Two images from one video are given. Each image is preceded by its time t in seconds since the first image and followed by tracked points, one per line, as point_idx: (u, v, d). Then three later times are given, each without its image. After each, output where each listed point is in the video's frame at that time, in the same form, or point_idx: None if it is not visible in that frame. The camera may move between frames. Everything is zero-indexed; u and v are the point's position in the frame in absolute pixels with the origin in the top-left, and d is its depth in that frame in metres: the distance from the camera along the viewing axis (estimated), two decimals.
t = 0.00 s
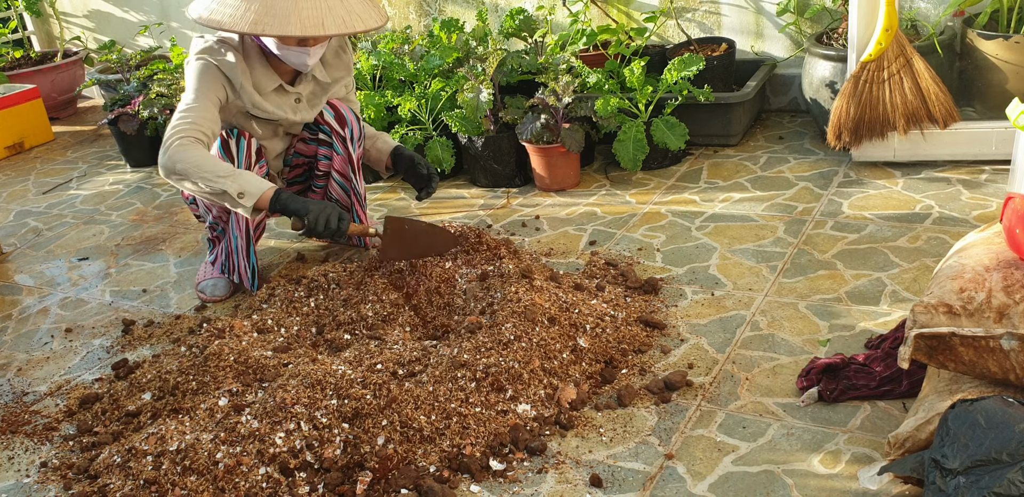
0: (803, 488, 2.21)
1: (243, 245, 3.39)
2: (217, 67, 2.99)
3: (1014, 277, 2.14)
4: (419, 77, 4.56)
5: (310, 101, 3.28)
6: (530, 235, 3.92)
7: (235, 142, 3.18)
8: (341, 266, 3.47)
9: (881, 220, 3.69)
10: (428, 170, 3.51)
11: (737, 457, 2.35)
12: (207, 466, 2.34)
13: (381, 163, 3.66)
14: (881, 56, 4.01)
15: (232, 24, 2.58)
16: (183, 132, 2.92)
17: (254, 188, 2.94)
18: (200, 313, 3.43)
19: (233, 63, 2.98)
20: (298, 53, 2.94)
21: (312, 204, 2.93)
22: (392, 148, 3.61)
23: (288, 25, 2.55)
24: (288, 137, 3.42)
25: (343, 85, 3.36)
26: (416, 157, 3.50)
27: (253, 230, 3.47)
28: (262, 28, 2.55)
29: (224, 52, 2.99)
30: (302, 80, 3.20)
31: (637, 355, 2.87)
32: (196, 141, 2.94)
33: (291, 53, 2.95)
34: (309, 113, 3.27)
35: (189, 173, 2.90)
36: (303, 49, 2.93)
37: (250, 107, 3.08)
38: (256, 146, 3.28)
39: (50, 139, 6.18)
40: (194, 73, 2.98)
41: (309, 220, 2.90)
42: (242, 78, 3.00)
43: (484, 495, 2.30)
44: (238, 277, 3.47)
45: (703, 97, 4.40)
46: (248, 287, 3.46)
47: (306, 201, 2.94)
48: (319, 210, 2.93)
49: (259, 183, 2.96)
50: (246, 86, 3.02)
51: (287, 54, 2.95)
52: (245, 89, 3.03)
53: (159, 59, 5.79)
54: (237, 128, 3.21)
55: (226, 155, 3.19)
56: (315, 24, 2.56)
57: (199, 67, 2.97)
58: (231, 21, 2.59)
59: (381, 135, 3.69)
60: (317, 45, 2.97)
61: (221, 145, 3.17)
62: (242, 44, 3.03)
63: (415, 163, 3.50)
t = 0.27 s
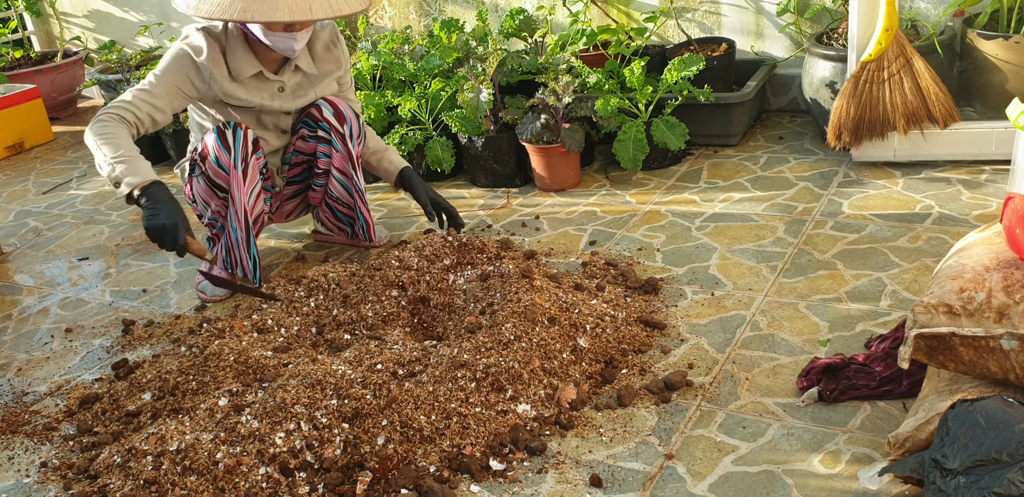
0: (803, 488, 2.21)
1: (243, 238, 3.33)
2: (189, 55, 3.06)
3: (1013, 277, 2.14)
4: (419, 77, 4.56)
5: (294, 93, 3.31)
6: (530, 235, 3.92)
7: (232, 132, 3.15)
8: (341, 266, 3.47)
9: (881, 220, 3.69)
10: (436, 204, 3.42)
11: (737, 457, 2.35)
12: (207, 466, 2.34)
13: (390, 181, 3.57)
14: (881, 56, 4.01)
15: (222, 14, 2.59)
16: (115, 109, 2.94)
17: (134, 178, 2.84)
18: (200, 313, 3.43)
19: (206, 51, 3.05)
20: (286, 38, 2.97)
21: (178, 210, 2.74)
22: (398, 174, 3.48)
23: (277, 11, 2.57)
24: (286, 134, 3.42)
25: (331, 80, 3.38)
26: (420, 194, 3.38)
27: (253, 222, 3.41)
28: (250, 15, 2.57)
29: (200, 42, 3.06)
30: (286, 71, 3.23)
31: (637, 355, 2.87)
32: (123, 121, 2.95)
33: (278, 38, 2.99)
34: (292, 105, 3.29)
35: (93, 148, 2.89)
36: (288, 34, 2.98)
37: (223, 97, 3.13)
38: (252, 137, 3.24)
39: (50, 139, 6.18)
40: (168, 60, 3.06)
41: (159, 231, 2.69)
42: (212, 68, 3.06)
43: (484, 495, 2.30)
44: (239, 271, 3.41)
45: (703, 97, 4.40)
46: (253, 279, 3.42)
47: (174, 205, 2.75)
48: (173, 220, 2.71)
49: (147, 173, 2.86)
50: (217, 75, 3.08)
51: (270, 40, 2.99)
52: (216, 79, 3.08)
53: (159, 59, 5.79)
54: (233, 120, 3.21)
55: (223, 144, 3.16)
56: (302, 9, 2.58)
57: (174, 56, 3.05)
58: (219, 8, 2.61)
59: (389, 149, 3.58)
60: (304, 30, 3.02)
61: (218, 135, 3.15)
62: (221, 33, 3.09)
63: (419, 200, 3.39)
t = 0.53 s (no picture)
0: (803, 488, 2.21)
1: (247, 238, 3.35)
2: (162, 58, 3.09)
3: (1013, 277, 2.14)
4: (419, 77, 4.56)
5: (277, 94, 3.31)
6: (530, 235, 3.92)
7: (242, 134, 3.19)
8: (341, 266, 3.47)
9: (881, 220, 3.69)
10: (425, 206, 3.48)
11: (738, 457, 2.35)
12: (207, 466, 2.34)
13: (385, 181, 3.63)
14: (881, 56, 4.01)
15: (206, 9, 2.58)
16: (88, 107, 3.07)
17: (77, 186, 3.00)
18: (200, 313, 3.43)
19: (179, 55, 3.07)
20: (268, 36, 2.98)
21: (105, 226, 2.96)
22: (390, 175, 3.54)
23: (259, 7, 2.57)
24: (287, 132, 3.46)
25: (317, 81, 3.36)
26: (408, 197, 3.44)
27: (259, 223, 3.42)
28: (233, 10, 2.56)
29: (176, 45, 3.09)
30: (266, 72, 3.23)
31: (637, 355, 2.87)
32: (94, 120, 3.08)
33: (263, 36, 2.99)
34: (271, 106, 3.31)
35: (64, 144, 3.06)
36: (272, 32, 2.98)
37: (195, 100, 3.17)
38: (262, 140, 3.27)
39: (50, 139, 6.18)
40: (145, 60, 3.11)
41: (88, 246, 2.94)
42: (184, 73, 3.09)
43: (484, 495, 2.30)
44: (243, 271, 3.43)
45: (703, 97, 4.40)
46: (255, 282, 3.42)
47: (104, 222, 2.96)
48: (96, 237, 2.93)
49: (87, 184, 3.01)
50: (188, 79, 3.11)
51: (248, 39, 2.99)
52: (187, 83, 3.11)
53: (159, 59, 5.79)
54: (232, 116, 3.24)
55: (231, 145, 3.19)
56: (285, 6, 2.58)
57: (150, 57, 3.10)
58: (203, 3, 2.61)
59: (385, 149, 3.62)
60: (287, 27, 3.02)
61: (227, 135, 3.18)
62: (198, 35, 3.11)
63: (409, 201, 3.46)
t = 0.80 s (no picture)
0: (803, 488, 2.21)
1: (250, 240, 3.35)
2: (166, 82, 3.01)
3: (1014, 277, 2.13)
4: (419, 77, 4.56)
5: (274, 95, 3.29)
6: (530, 235, 3.92)
7: (242, 137, 3.19)
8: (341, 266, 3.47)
9: (881, 220, 3.69)
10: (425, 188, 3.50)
11: (737, 457, 2.35)
12: (207, 466, 2.34)
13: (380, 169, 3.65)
14: (881, 56, 4.01)
15: (189, 10, 2.54)
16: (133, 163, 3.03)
17: (184, 240, 3.03)
18: (200, 313, 3.43)
19: (181, 75, 3.00)
20: (257, 35, 2.92)
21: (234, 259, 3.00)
22: (387, 161, 3.56)
23: (243, 7, 2.54)
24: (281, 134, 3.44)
25: (312, 77, 3.35)
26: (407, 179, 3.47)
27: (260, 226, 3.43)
28: (217, 10, 2.54)
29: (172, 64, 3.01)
30: (263, 74, 3.19)
31: (637, 355, 2.87)
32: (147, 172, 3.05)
33: (251, 37, 2.94)
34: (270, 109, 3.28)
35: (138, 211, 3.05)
36: (260, 31, 2.92)
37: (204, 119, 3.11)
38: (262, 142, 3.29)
39: (50, 139, 6.18)
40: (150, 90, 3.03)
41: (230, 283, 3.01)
42: (191, 92, 3.03)
43: (484, 495, 2.30)
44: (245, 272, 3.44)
45: (703, 97, 4.40)
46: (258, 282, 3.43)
47: (227, 257, 3.00)
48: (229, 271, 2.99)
49: (192, 232, 3.03)
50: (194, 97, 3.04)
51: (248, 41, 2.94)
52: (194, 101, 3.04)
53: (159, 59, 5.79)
54: (238, 123, 3.23)
55: (231, 148, 3.20)
56: (270, 5, 2.56)
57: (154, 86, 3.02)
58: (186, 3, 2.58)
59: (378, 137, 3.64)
60: (277, 26, 2.97)
61: (227, 139, 3.19)
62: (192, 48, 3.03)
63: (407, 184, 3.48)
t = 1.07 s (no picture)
0: (803, 488, 2.21)
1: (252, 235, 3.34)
2: (186, 90, 3.08)
3: (1013, 277, 2.13)
4: (419, 77, 4.56)
5: (282, 95, 3.34)
6: (530, 235, 3.92)
7: (243, 130, 3.20)
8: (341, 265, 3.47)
9: (881, 220, 3.69)
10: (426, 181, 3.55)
11: (737, 457, 2.35)
12: (207, 466, 2.34)
13: (377, 164, 3.67)
14: (881, 56, 4.01)
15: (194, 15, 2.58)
16: (187, 177, 3.13)
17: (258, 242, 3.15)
18: (200, 313, 3.43)
19: (196, 81, 3.06)
20: (258, 42, 2.97)
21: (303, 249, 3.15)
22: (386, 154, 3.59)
23: (242, 16, 2.55)
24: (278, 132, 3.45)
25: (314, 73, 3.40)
26: (409, 172, 3.51)
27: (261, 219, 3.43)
28: (217, 21, 2.55)
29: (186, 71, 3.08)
30: (270, 75, 3.25)
31: (637, 355, 2.87)
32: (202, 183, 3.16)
33: (252, 43, 2.98)
34: (281, 109, 3.33)
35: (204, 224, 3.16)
36: (261, 37, 2.97)
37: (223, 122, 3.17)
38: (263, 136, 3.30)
39: (50, 139, 6.18)
40: (171, 100, 3.10)
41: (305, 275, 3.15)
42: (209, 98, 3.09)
43: (484, 495, 2.30)
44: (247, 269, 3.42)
45: (703, 97, 4.40)
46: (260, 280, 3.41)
47: (298, 248, 3.15)
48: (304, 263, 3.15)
49: (260, 232, 3.15)
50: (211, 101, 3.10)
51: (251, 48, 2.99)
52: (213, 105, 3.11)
53: (159, 59, 5.79)
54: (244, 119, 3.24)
55: (233, 141, 3.20)
56: (269, 13, 2.56)
57: (173, 94, 3.08)
58: (188, 15, 2.58)
59: (372, 132, 3.66)
60: (276, 32, 3.01)
61: (228, 132, 3.19)
62: (202, 53, 3.09)
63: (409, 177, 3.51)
